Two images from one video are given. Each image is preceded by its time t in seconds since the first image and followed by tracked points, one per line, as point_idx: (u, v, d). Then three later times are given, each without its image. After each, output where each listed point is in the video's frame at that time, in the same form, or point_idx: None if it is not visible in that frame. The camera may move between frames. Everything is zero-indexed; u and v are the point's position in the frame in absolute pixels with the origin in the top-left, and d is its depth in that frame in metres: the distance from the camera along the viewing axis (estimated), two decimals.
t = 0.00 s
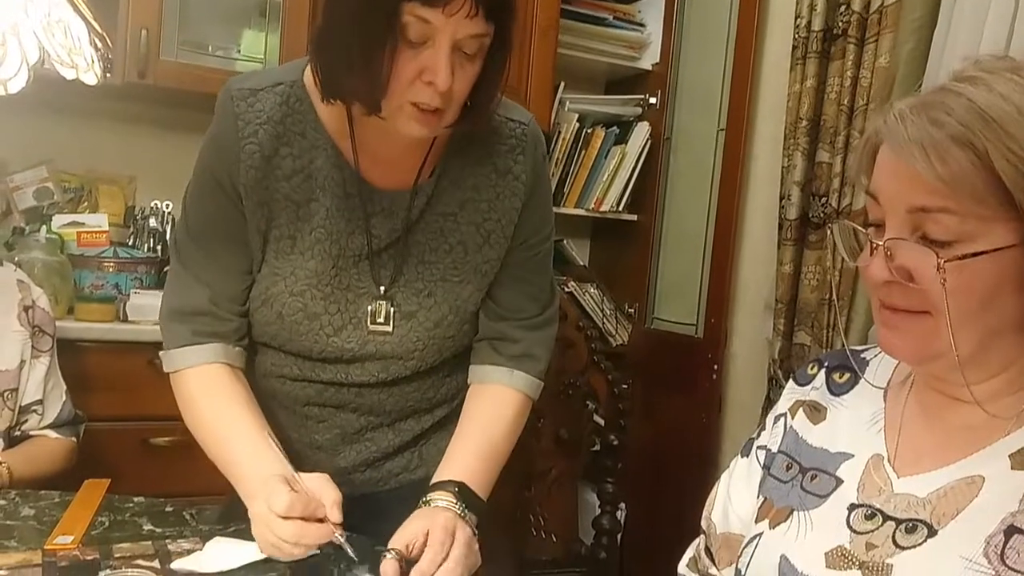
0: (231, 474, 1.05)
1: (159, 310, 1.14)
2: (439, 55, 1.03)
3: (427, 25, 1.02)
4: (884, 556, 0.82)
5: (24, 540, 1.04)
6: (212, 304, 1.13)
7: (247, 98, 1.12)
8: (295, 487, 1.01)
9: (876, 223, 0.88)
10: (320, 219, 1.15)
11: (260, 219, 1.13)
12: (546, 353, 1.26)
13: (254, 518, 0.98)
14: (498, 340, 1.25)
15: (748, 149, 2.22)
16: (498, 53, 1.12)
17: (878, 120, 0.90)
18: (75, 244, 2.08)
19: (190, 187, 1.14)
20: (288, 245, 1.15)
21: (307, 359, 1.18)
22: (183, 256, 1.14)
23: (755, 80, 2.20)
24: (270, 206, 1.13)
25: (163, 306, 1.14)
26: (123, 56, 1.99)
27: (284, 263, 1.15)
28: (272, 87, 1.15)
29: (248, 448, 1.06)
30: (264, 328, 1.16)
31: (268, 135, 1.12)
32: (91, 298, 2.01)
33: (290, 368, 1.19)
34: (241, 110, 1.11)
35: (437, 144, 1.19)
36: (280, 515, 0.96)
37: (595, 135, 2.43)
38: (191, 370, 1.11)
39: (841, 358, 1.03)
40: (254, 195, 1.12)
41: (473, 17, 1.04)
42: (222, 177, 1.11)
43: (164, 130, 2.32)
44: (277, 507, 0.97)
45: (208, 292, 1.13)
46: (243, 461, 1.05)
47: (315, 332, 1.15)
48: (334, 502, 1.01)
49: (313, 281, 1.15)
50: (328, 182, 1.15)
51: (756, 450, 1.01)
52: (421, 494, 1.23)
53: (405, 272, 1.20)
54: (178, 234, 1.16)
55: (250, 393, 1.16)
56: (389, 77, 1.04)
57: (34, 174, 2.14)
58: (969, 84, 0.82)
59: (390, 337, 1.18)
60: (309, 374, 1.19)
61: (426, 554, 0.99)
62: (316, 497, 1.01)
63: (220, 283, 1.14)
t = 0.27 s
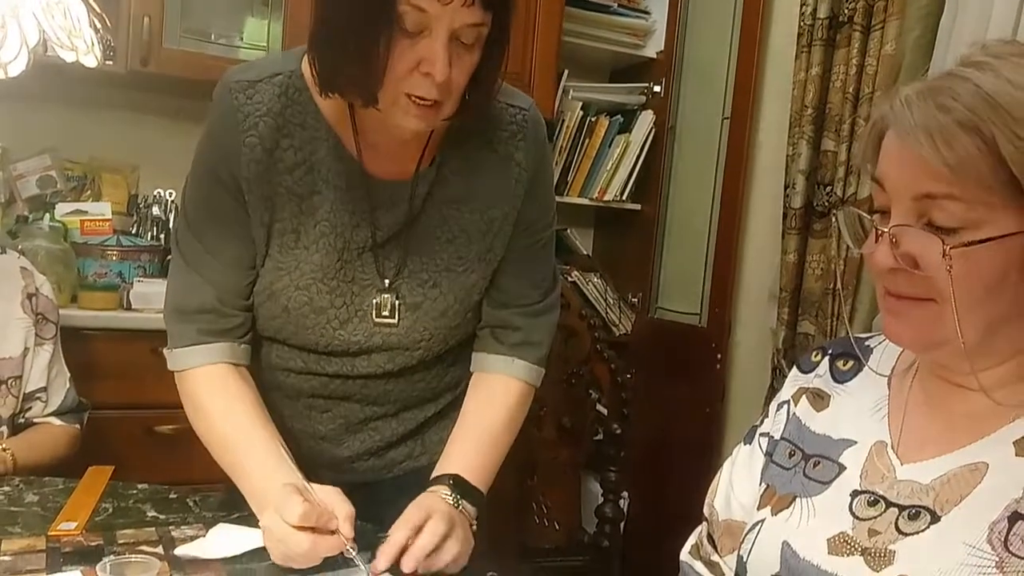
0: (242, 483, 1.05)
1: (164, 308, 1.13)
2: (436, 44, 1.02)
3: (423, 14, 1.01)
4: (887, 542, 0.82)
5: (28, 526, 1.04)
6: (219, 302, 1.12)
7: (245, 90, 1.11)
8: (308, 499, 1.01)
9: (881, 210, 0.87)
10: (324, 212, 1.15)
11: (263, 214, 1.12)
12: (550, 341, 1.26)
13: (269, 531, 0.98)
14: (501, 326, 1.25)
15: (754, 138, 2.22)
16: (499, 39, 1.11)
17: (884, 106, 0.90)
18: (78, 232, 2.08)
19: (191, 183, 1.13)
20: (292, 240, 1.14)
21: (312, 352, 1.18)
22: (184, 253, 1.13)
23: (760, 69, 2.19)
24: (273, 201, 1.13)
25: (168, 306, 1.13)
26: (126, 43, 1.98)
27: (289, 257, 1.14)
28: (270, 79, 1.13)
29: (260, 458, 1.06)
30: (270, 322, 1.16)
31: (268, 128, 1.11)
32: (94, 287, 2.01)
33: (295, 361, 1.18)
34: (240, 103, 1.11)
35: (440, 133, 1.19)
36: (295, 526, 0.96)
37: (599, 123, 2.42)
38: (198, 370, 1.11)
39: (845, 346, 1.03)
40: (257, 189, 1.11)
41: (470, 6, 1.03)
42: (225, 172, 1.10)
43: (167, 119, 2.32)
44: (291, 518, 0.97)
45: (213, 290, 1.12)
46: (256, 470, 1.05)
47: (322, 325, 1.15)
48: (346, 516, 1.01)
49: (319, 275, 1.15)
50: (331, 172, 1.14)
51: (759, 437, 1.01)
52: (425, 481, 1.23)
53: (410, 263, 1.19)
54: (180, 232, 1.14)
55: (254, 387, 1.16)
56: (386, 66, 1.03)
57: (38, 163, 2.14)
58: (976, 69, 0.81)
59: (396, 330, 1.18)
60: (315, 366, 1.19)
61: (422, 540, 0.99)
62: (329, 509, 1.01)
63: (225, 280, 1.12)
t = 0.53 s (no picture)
0: (246, 479, 1.06)
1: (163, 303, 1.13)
2: (439, 43, 1.01)
3: (427, 12, 1.00)
4: (889, 529, 0.82)
5: (32, 514, 1.05)
6: (218, 293, 1.12)
7: (240, 78, 1.11)
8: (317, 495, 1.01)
9: (887, 199, 0.87)
10: (324, 200, 1.15)
11: (261, 203, 1.12)
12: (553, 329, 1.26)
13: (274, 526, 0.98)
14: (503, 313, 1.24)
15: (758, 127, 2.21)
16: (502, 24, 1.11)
17: (889, 94, 0.89)
18: (82, 222, 2.09)
19: (189, 175, 1.13)
20: (291, 229, 1.14)
21: (313, 341, 1.18)
22: (184, 246, 1.13)
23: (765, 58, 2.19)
24: (271, 190, 1.12)
25: (168, 299, 1.13)
26: (128, 33, 1.98)
27: (289, 246, 1.14)
28: (265, 66, 1.13)
29: (264, 451, 1.06)
30: (271, 313, 1.16)
31: (265, 115, 1.11)
32: (98, 276, 2.01)
33: (297, 351, 1.18)
34: (235, 92, 1.10)
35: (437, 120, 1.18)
36: (303, 522, 0.97)
37: (603, 113, 2.40)
38: (199, 364, 1.11)
39: (849, 334, 1.03)
40: (255, 179, 1.11)
41: (475, 5, 1.02)
42: (221, 162, 1.10)
43: (170, 109, 2.31)
44: (301, 513, 0.98)
45: (212, 281, 1.12)
46: (260, 463, 1.06)
47: (324, 314, 1.15)
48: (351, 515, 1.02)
49: (320, 264, 1.14)
50: (329, 160, 1.14)
51: (762, 426, 1.01)
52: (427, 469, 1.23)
53: (411, 248, 1.19)
54: (178, 225, 1.14)
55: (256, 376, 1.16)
56: (388, 65, 1.03)
57: (40, 153, 2.14)
58: (983, 56, 0.81)
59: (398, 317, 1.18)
60: (317, 355, 1.18)
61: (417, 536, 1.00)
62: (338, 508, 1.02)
63: (224, 271, 1.12)
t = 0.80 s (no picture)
0: (251, 464, 1.05)
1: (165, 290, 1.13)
2: (441, 28, 1.00)
3: None
4: (895, 513, 0.83)
5: (39, 495, 1.05)
6: (221, 280, 1.11)
7: (240, 64, 1.10)
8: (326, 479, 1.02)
9: (894, 180, 0.86)
10: (326, 186, 1.15)
11: (264, 191, 1.12)
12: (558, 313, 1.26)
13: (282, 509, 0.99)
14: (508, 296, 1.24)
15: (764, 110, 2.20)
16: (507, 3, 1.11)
17: (898, 74, 0.89)
18: (87, 206, 2.09)
19: (190, 162, 1.12)
20: (294, 216, 1.14)
21: (316, 327, 1.18)
22: (185, 233, 1.12)
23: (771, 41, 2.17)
24: (274, 177, 1.12)
25: (170, 287, 1.12)
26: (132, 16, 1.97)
27: (292, 233, 1.14)
28: (265, 52, 1.12)
29: (269, 435, 1.06)
30: (275, 300, 1.16)
31: (266, 102, 1.10)
32: (103, 260, 2.01)
33: (301, 336, 1.19)
34: (236, 79, 1.10)
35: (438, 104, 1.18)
36: (313, 505, 0.98)
37: (608, 97, 2.38)
38: (203, 350, 1.11)
39: (854, 318, 1.02)
40: (257, 166, 1.11)
41: None
42: (224, 150, 1.10)
43: (174, 93, 2.31)
44: (310, 497, 0.98)
45: (215, 268, 1.11)
46: (266, 447, 1.05)
47: (328, 300, 1.16)
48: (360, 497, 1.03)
49: (324, 251, 1.14)
50: (331, 146, 1.14)
51: (767, 409, 1.01)
52: (430, 451, 1.24)
53: (413, 234, 1.19)
54: (179, 213, 1.14)
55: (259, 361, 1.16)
56: (390, 48, 1.02)
57: (45, 136, 2.14)
58: (992, 35, 0.80)
59: (402, 303, 1.18)
60: (320, 341, 1.19)
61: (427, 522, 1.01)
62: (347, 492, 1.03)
63: (227, 258, 1.12)
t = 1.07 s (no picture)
0: (254, 448, 1.06)
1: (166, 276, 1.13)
2: (444, 11, 0.98)
3: None
4: (898, 494, 0.83)
5: (45, 475, 1.06)
6: (222, 265, 1.11)
7: (240, 48, 1.10)
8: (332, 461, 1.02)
9: (900, 161, 0.86)
10: (328, 171, 1.14)
11: (265, 177, 1.12)
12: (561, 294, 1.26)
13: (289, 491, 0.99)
14: (511, 279, 1.24)
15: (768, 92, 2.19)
16: None
17: (904, 53, 0.88)
18: (92, 189, 2.08)
19: (191, 147, 1.12)
20: (296, 202, 1.14)
21: (319, 312, 1.18)
22: (187, 219, 1.12)
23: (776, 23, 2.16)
24: (274, 162, 1.13)
25: (171, 274, 1.12)
26: None
27: (294, 219, 1.14)
28: (265, 35, 1.11)
29: (274, 418, 1.07)
30: (277, 285, 1.16)
31: (267, 86, 1.10)
32: (108, 244, 2.02)
33: (304, 321, 1.19)
34: (236, 63, 1.09)
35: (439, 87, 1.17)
36: (320, 486, 0.98)
37: (611, 80, 2.37)
38: (205, 335, 1.11)
39: (859, 300, 1.02)
40: (259, 151, 1.11)
41: None
42: (224, 136, 1.10)
43: (178, 76, 2.31)
44: (318, 478, 0.99)
45: (217, 254, 1.11)
46: (270, 430, 1.06)
47: (331, 285, 1.16)
48: (365, 479, 1.02)
49: (326, 236, 1.14)
50: (333, 130, 1.14)
51: (770, 392, 1.01)
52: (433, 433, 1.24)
53: (416, 219, 1.19)
54: (180, 199, 1.14)
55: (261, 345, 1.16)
56: (394, 36, 0.99)
57: (50, 120, 2.14)
58: (1000, 12, 0.80)
59: (405, 288, 1.19)
60: (324, 325, 1.19)
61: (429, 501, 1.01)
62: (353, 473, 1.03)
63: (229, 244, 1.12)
